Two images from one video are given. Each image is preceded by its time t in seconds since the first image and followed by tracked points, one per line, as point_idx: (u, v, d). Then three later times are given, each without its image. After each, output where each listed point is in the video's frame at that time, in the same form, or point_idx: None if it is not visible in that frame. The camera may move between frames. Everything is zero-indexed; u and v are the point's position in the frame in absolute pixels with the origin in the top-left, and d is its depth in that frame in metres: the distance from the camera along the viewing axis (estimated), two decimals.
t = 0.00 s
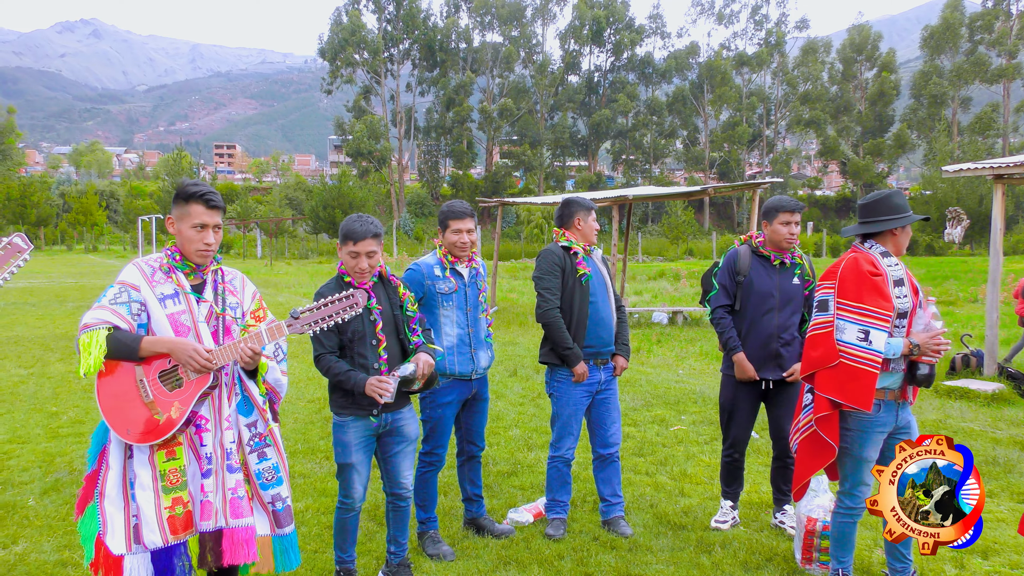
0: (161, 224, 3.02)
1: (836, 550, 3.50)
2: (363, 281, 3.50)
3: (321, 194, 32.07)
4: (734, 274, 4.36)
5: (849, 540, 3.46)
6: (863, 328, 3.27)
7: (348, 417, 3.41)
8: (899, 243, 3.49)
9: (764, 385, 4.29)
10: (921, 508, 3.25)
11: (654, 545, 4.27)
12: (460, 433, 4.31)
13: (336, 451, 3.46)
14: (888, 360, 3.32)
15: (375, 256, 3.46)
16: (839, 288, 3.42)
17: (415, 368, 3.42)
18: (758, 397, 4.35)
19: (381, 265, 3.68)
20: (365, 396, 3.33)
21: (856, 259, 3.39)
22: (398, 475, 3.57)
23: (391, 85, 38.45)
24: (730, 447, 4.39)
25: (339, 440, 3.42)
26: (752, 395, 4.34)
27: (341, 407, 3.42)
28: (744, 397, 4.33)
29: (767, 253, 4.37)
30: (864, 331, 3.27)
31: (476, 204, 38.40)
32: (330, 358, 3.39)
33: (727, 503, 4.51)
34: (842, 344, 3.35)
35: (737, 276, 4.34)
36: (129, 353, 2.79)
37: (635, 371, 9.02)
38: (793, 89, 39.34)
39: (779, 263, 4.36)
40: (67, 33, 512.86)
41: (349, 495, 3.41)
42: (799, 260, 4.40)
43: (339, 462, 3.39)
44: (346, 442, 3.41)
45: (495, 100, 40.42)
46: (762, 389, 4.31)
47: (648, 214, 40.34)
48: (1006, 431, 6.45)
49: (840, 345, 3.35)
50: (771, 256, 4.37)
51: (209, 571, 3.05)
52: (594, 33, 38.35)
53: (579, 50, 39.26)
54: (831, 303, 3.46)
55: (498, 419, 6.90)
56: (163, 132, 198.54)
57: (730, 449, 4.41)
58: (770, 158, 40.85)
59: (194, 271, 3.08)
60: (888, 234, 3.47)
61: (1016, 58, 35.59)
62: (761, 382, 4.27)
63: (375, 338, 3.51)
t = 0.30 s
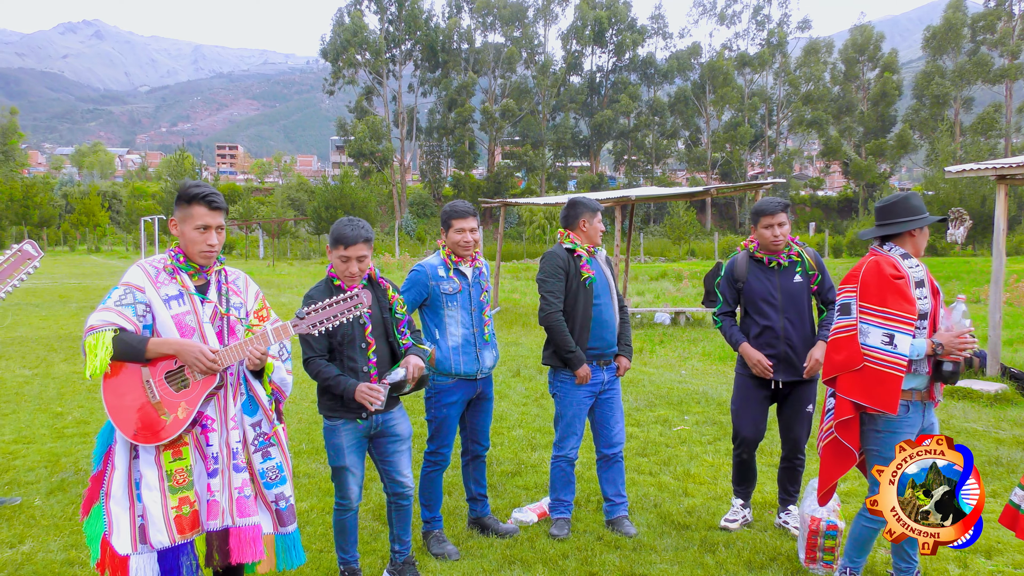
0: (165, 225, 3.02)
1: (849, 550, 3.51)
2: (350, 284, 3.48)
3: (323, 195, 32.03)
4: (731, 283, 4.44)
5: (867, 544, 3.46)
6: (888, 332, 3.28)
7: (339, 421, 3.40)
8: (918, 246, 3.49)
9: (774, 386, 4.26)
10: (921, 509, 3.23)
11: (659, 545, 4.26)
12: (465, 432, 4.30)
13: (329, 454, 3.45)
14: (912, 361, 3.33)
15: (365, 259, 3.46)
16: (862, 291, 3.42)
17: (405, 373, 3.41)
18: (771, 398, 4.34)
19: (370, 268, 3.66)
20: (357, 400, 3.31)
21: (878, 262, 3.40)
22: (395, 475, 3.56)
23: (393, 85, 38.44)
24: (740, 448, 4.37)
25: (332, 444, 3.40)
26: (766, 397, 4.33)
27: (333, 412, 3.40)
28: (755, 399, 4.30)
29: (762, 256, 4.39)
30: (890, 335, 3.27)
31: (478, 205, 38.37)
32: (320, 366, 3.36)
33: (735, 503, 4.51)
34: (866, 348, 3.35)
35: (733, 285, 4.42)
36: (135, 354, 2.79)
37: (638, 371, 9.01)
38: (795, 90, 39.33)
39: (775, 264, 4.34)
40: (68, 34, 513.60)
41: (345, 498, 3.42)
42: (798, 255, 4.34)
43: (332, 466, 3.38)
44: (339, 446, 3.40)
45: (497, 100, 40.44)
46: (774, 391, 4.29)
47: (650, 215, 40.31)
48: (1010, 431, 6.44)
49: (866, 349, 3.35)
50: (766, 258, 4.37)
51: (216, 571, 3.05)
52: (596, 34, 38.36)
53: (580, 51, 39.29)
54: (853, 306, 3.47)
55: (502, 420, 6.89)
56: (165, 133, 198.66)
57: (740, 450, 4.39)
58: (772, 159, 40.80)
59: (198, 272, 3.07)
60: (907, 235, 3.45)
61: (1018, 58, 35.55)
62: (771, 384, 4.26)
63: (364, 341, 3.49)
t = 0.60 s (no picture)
0: (164, 225, 3.02)
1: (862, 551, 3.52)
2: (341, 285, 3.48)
3: (324, 195, 32.05)
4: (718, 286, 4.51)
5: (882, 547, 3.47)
6: (901, 336, 3.28)
7: (333, 421, 3.40)
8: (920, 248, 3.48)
9: (762, 385, 4.27)
10: (921, 509, 3.23)
11: (658, 543, 4.26)
12: (465, 431, 4.30)
13: (324, 454, 3.46)
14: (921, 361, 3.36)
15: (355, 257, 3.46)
16: (872, 293, 3.43)
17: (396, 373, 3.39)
18: (764, 398, 4.32)
19: (363, 266, 3.65)
20: (348, 400, 3.32)
21: (888, 263, 3.39)
22: (393, 473, 3.56)
23: (394, 85, 38.42)
24: (740, 446, 4.38)
25: (327, 445, 3.40)
26: (756, 398, 4.32)
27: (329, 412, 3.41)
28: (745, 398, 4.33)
29: (743, 258, 4.41)
30: (903, 339, 3.27)
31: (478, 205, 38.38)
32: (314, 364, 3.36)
33: (740, 504, 4.49)
34: (878, 351, 3.37)
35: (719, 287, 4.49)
36: (135, 352, 2.79)
37: (638, 371, 9.02)
38: (796, 89, 39.32)
39: (753, 265, 4.36)
40: (70, 35, 513.66)
41: (341, 497, 3.42)
42: (773, 254, 4.32)
43: (328, 466, 3.38)
44: (334, 445, 3.39)
45: (498, 100, 40.47)
46: (764, 389, 4.28)
47: (650, 215, 40.34)
48: (1009, 430, 6.43)
49: (877, 353, 3.37)
50: (745, 260, 4.39)
51: (216, 569, 3.05)
52: (597, 34, 38.36)
53: (581, 50, 39.29)
54: (864, 309, 3.47)
55: (502, 419, 6.90)
56: (165, 132, 198.68)
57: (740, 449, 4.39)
58: (773, 159, 40.81)
59: (197, 271, 3.08)
60: (912, 235, 3.45)
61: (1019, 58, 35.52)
62: (757, 384, 4.27)
63: (356, 341, 3.49)
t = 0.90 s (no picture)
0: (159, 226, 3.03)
1: (852, 553, 3.45)
2: (336, 281, 3.47)
3: (323, 194, 32.09)
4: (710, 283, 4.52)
5: (869, 546, 3.42)
6: (907, 332, 3.25)
7: (330, 420, 3.38)
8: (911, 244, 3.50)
9: (751, 386, 4.27)
10: (922, 509, 3.24)
11: (656, 542, 4.27)
12: (463, 430, 4.29)
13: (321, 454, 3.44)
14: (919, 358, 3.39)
15: (348, 249, 3.46)
16: (873, 291, 3.37)
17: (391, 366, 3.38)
18: (753, 398, 4.32)
19: (360, 263, 3.65)
20: (343, 389, 3.31)
21: (888, 261, 3.36)
22: (393, 472, 3.54)
23: (393, 84, 38.39)
24: (734, 445, 4.38)
25: (325, 444, 3.39)
26: (744, 398, 4.32)
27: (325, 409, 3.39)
28: (734, 397, 4.34)
29: (736, 258, 4.40)
30: (909, 335, 3.24)
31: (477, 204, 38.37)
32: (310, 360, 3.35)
33: (738, 504, 4.49)
34: (884, 349, 3.30)
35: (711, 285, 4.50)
36: (130, 350, 2.79)
37: (637, 370, 9.01)
38: (795, 89, 39.33)
39: (745, 266, 4.35)
40: (69, 34, 513.61)
41: (339, 495, 3.41)
42: (766, 257, 4.31)
43: (325, 465, 3.36)
44: (330, 445, 3.38)
45: (497, 99, 40.50)
46: (752, 389, 4.28)
47: (650, 214, 40.37)
48: (1008, 429, 6.44)
49: (882, 351, 3.31)
50: (738, 259, 4.39)
51: (214, 567, 3.04)
52: (596, 33, 38.35)
53: (581, 50, 39.28)
54: (866, 307, 3.40)
55: (501, 418, 6.90)
56: (165, 131, 198.54)
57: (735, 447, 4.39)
58: (773, 158, 40.84)
59: (192, 271, 3.08)
60: (906, 231, 3.46)
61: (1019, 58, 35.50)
62: (744, 384, 4.27)
63: (353, 338, 3.48)
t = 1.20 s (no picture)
0: (157, 217, 3.02)
1: (848, 547, 3.43)
2: (348, 267, 3.50)
3: (322, 193, 32.12)
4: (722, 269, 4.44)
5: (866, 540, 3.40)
6: (905, 330, 3.25)
7: (334, 411, 3.38)
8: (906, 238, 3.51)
9: (752, 379, 4.26)
10: (921, 509, 3.24)
11: (657, 535, 4.26)
12: (464, 424, 4.29)
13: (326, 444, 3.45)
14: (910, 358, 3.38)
15: (358, 234, 3.47)
16: (873, 286, 3.35)
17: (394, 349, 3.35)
18: (753, 392, 4.32)
19: (373, 253, 3.66)
20: (341, 369, 3.28)
21: (888, 255, 3.35)
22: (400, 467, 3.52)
23: (392, 83, 38.34)
24: (734, 439, 4.37)
25: (329, 434, 3.40)
26: (746, 391, 4.31)
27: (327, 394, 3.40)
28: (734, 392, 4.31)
29: (755, 247, 4.38)
30: (906, 333, 3.24)
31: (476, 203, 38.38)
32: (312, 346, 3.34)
33: (739, 497, 4.49)
34: (879, 346, 3.29)
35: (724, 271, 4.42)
36: (129, 340, 2.79)
37: (637, 367, 9.00)
38: (794, 88, 39.36)
39: (764, 257, 4.34)
40: (69, 34, 514.10)
41: (343, 488, 3.41)
42: (786, 251, 4.31)
43: (329, 456, 3.37)
44: (334, 436, 3.38)
45: (496, 98, 40.55)
46: (753, 382, 4.27)
47: (649, 213, 40.41)
48: (1009, 425, 6.43)
49: (877, 347, 3.29)
50: (756, 250, 4.37)
51: (212, 557, 3.04)
52: (596, 32, 38.35)
53: (580, 49, 39.30)
54: (864, 302, 3.37)
55: (501, 413, 6.89)
56: (164, 131, 198.38)
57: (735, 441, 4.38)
58: (772, 157, 40.87)
59: (192, 261, 3.07)
60: (905, 226, 3.46)
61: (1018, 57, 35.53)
62: (747, 376, 4.25)
63: (360, 325, 3.47)
